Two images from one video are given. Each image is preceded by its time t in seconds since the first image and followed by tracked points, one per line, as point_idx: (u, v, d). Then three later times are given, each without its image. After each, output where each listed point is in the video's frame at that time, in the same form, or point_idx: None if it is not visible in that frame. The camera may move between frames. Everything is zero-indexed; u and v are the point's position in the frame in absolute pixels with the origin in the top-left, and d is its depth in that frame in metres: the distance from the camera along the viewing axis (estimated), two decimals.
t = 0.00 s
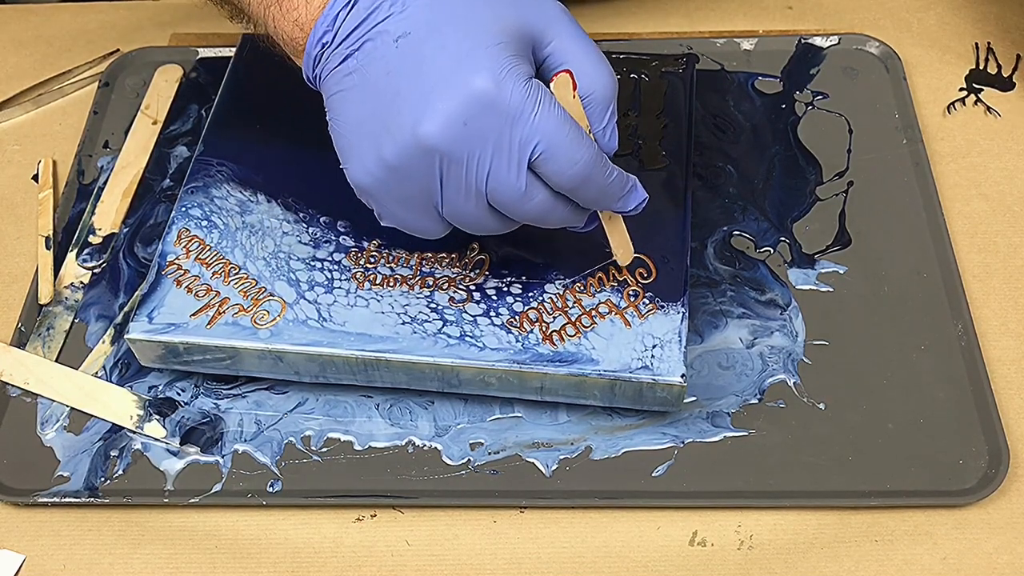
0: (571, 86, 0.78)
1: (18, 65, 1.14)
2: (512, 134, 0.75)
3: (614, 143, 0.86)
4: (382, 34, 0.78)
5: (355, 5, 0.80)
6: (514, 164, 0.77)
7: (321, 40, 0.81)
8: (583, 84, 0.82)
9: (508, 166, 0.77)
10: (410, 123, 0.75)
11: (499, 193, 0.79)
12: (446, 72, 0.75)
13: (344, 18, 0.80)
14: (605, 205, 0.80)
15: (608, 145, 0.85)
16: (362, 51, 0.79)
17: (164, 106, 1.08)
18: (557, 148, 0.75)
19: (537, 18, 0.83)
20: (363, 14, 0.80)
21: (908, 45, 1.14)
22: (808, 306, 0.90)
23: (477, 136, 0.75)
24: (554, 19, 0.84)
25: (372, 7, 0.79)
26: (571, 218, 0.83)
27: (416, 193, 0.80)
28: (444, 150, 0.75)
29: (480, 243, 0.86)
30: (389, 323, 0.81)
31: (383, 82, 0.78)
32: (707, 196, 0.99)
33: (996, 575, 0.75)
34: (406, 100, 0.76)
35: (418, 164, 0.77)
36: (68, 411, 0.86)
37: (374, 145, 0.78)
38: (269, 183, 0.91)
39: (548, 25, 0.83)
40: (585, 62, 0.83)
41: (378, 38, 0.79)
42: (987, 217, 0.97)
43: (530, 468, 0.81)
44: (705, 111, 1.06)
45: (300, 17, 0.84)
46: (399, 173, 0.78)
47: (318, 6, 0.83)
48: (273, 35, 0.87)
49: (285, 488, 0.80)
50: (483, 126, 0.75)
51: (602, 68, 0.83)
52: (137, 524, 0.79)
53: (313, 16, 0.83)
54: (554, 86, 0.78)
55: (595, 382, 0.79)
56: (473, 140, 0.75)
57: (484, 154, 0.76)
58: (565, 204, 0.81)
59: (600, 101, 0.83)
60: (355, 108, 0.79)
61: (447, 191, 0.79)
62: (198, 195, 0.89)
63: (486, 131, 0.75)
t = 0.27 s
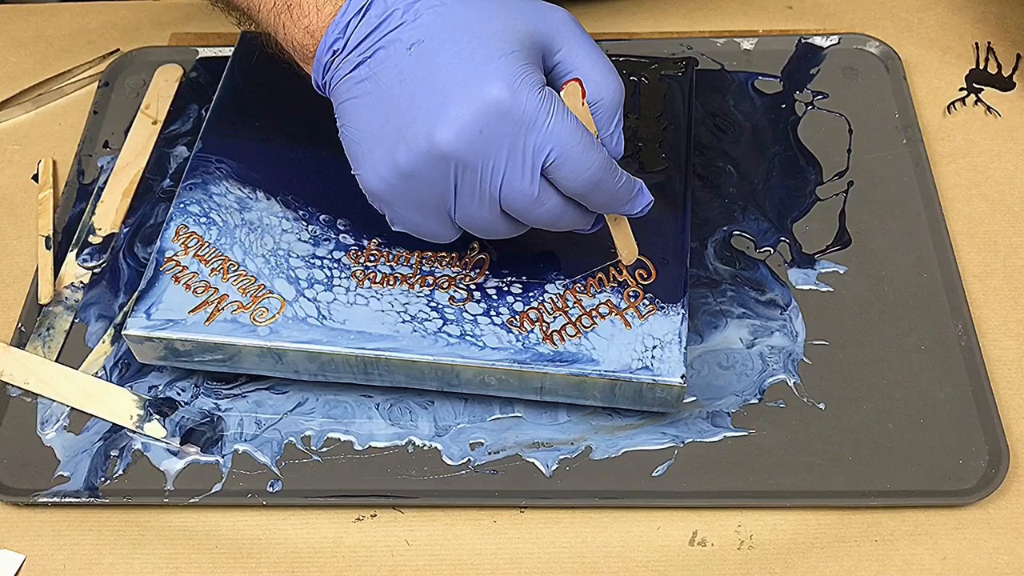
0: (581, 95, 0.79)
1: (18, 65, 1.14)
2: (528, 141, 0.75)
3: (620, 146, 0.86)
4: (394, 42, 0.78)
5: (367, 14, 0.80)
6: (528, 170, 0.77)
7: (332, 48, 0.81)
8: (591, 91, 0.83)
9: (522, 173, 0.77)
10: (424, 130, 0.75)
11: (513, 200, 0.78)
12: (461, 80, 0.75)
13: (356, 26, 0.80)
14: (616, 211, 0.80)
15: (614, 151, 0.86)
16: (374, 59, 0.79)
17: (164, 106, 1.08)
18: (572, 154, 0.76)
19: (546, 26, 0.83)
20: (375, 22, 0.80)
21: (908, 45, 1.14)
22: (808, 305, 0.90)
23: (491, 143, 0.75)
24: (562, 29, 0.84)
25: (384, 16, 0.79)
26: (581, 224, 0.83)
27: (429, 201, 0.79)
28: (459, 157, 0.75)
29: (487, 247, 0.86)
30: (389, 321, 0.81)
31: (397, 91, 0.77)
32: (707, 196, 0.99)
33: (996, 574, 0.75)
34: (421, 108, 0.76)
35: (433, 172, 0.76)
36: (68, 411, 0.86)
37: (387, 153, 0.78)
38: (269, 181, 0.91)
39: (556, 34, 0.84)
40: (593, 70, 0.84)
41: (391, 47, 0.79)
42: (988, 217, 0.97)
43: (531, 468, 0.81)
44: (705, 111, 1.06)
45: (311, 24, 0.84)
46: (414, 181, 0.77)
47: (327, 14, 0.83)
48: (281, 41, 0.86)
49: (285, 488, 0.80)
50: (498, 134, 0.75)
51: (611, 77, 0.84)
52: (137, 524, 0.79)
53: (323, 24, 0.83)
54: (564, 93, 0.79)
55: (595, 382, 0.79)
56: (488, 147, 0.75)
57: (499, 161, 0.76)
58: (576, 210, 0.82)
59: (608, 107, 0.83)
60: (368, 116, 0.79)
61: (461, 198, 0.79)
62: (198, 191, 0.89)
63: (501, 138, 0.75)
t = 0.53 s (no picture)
0: (589, 86, 0.79)
1: (18, 65, 1.14)
2: (535, 134, 0.75)
3: (627, 140, 0.87)
4: (399, 36, 0.78)
5: (371, 8, 0.80)
6: (535, 164, 0.77)
7: (337, 44, 0.81)
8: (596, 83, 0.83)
9: (530, 166, 0.77)
10: (432, 125, 0.75)
11: (520, 193, 0.79)
12: (467, 73, 0.75)
13: (360, 21, 0.80)
14: (622, 200, 0.81)
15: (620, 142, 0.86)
16: (380, 55, 0.79)
17: (164, 106, 1.08)
18: (579, 146, 0.76)
19: (552, 17, 0.83)
20: (380, 17, 0.79)
21: (908, 45, 1.14)
22: (808, 305, 0.90)
23: (499, 138, 0.75)
24: (568, 19, 0.84)
25: (389, 11, 0.79)
26: (587, 215, 0.83)
27: (437, 195, 0.80)
28: (467, 152, 0.75)
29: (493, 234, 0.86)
30: (389, 322, 0.81)
31: (403, 85, 0.77)
32: (707, 196, 0.99)
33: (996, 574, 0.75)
34: (427, 102, 0.76)
35: (441, 166, 0.77)
36: (68, 411, 0.86)
37: (394, 148, 0.78)
38: (269, 183, 0.91)
39: (562, 25, 0.83)
40: (599, 62, 0.84)
41: (396, 42, 0.78)
42: (988, 217, 0.97)
43: (531, 468, 0.81)
44: (705, 111, 1.06)
45: (317, 22, 0.83)
46: (421, 176, 0.78)
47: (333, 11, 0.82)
48: (285, 38, 0.86)
49: (285, 488, 0.80)
50: (506, 128, 0.75)
51: (616, 68, 0.84)
52: (137, 524, 0.79)
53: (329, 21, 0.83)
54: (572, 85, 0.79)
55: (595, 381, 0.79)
56: (496, 140, 0.75)
57: (506, 155, 0.76)
58: (583, 201, 0.82)
59: (615, 99, 0.83)
60: (374, 111, 0.79)
61: (468, 192, 0.79)
62: (198, 194, 0.89)
63: (509, 131, 0.75)
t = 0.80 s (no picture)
0: (589, 107, 0.78)
1: (18, 65, 1.14)
2: (528, 152, 0.75)
3: (630, 163, 0.85)
4: (399, 48, 0.79)
5: (374, 19, 0.80)
6: (528, 183, 0.76)
7: (338, 53, 0.82)
8: (598, 105, 0.82)
9: (522, 185, 0.76)
10: (424, 138, 0.75)
11: (513, 212, 0.78)
12: (464, 88, 0.75)
13: (362, 32, 0.81)
14: (618, 226, 0.80)
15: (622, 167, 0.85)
16: (379, 65, 0.79)
17: (164, 106, 1.08)
18: (573, 167, 0.75)
19: (555, 40, 0.83)
20: (382, 27, 0.80)
21: (908, 45, 1.14)
22: (808, 305, 0.90)
23: (491, 154, 0.75)
24: (571, 42, 0.84)
25: (391, 22, 0.80)
26: (584, 239, 0.83)
27: (429, 210, 0.79)
28: (459, 167, 0.75)
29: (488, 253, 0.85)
30: (389, 322, 0.81)
31: (400, 96, 0.77)
32: (708, 196, 0.99)
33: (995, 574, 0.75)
34: (422, 114, 0.76)
35: (432, 180, 0.76)
36: (68, 411, 0.86)
37: (387, 159, 0.78)
38: (269, 183, 0.91)
39: (566, 46, 0.84)
40: (603, 85, 0.83)
41: (396, 53, 0.79)
42: (988, 217, 0.97)
43: (531, 468, 0.81)
44: (705, 111, 1.06)
45: (318, 30, 0.84)
46: (413, 190, 0.77)
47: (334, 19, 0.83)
48: (290, 46, 0.87)
49: (285, 488, 0.80)
50: (498, 144, 0.74)
51: (620, 91, 0.84)
52: (137, 524, 0.79)
53: (330, 29, 0.83)
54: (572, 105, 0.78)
55: (595, 381, 0.79)
56: (488, 157, 0.75)
57: (499, 172, 0.76)
58: (579, 224, 0.81)
59: (617, 122, 0.82)
60: (370, 121, 0.79)
61: (460, 208, 0.79)
62: (198, 194, 0.89)
63: (502, 148, 0.75)
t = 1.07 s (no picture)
0: (604, 127, 0.78)
1: (17, 65, 1.14)
2: (543, 169, 0.74)
3: (644, 187, 0.84)
4: (417, 62, 0.79)
5: (393, 34, 0.81)
6: (541, 200, 0.76)
7: (355, 67, 0.81)
8: (614, 126, 0.81)
9: (536, 202, 0.76)
10: (439, 152, 0.75)
11: (526, 229, 0.77)
12: (480, 103, 0.75)
13: (379, 46, 0.81)
14: (630, 248, 0.79)
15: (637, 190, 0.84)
16: (396, 78, 0.79)
17: (164, 106, 1.08)
18: (588, 186, 0.74)
19: (573, 59, 0.83)
20: (400, 42, 0.80)
21: (908, 45, 1.14)
22: (808, 305, 0.90)
23: (505, 170, 0.74)
24: (589, 63, 0.84)
25: (410, 36, 0.80)
26: (598, 261, 0.81)
27: (442, 225, 0.78)
28: (473, 181, 0.74)
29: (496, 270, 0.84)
30: (389, 322, 0.81)
31: (416, 110, 0.77)
32: (708, 196, 0.99)
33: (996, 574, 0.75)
34: (437, 128, 0.75)
35: (446, 195, 0.76)
36: (68, 411, 0.86)
37: (401, 172, 0.77)
38: (269, 183, 0.91)
39: (584, 67, 0.83)
40: (620, 106, 0.82)
41: (413, 67, 0.79)
42: (988, 217, 0.97)
43: (531, 468, 0.81)
44: (705, 111, 1.06)
45: (336, 44, 0.84)
46: (426, 204, 0.77)
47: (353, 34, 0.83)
48: (307, 61, 0.87)
49: (285, 488, 0.80)
50: (513, 160, 0.74)
51: (637, 112, 0.83)
52: (137, 524, 0.79)
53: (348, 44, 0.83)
54: (586, 126, 0.78)
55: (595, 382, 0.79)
56: (502, 172, 0.74)
57: (512, 188, 0.75)
58: (592, 245, 0.80)
59: (632, 145, 0.81)
60: (385, 135, 0.79)
61: (473, 224, 0.78)
62: (199, 194, 0.89)
63: (517, 164, 0.74)
